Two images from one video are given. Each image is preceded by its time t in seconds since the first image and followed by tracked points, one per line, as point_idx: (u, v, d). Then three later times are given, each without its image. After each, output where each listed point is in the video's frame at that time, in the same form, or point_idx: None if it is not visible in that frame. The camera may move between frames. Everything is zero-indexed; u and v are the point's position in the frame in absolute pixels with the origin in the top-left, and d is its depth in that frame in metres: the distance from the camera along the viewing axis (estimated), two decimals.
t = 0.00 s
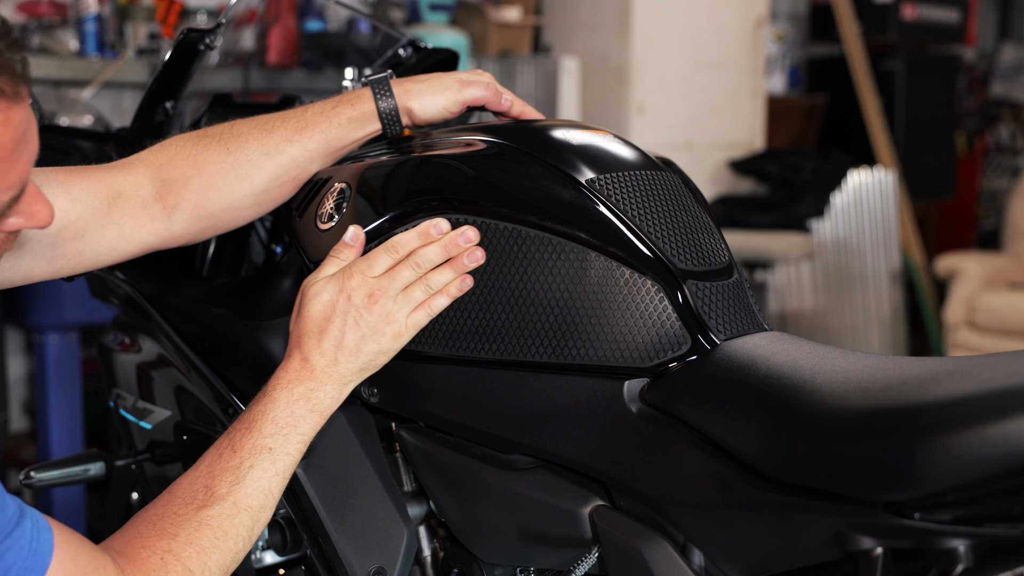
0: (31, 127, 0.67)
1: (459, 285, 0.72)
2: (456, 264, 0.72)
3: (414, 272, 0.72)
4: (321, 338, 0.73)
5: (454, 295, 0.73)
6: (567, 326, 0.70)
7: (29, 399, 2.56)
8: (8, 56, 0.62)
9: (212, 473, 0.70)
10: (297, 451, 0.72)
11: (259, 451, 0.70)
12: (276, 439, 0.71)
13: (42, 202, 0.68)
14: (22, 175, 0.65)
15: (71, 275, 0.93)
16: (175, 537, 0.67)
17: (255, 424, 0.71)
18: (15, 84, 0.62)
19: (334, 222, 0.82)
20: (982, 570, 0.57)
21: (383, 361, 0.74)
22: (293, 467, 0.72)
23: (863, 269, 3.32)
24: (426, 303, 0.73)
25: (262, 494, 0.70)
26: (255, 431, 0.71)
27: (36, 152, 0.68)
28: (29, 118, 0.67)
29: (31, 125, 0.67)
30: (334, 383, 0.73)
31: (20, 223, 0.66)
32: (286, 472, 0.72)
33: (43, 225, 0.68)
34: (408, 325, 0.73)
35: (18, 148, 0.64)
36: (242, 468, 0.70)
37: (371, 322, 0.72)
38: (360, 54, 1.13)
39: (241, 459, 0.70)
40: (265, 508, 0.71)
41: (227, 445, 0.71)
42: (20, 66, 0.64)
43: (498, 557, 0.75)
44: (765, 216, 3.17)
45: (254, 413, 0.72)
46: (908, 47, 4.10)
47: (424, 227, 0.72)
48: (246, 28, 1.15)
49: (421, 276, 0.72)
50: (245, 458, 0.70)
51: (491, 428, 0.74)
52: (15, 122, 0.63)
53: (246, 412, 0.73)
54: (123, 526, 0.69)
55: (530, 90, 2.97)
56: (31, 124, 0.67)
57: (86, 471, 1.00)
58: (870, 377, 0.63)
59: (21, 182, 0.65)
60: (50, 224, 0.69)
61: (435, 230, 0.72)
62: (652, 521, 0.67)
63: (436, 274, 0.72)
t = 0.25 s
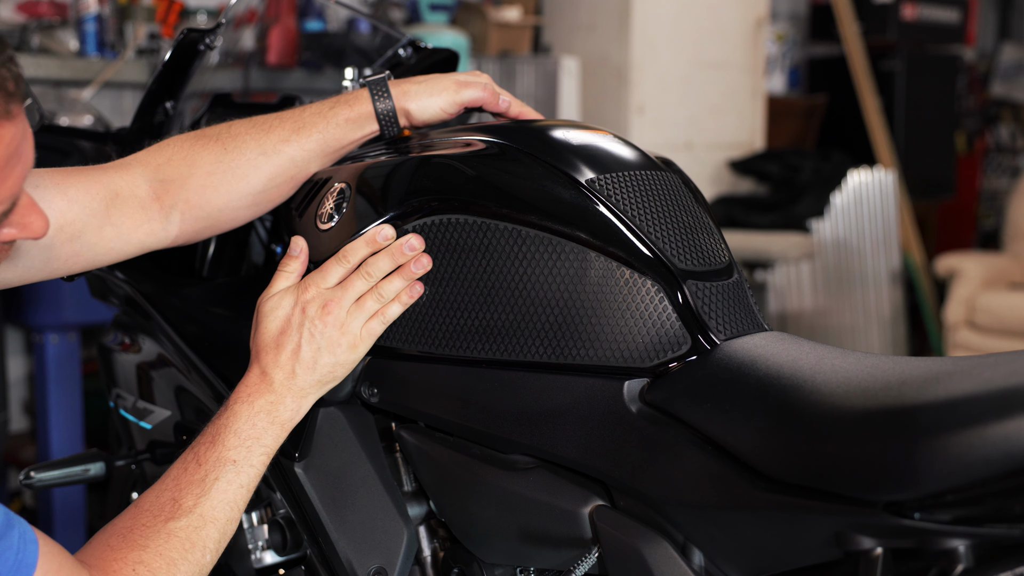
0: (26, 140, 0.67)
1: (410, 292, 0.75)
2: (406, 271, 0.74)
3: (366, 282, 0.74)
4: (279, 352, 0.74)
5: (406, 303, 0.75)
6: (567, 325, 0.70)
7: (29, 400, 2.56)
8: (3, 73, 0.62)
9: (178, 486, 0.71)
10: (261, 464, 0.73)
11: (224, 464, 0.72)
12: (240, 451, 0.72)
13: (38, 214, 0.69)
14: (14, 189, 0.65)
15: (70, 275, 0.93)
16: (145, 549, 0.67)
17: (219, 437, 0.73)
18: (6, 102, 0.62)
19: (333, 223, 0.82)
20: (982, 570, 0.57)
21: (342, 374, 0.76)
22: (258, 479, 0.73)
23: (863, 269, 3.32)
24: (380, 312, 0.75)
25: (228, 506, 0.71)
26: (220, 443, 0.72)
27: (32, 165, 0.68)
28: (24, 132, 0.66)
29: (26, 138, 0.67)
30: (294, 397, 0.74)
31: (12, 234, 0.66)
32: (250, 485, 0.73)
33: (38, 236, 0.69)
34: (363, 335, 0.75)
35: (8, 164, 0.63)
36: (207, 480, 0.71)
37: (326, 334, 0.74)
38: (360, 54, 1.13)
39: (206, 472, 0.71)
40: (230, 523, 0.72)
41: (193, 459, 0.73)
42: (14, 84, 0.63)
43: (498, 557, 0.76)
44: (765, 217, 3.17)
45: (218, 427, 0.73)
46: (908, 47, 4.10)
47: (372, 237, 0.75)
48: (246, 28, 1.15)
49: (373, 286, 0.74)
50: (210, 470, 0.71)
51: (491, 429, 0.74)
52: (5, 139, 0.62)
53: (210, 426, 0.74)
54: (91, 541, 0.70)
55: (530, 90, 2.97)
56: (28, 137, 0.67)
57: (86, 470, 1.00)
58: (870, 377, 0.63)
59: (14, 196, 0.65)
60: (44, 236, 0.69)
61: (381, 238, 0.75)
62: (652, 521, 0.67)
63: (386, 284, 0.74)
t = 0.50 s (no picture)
0: (13, 134, 0.66)
1: (368, 335, 0.77)
2: (364, 313, 0.76)
3: (328, 324, 0.76)
4: (243, 394, 0.76)
5: (365, 347, 0.77)
6: (566, 326, 0.70)
7: (29, 400, 2.56)
8: None
9: (140, 521, 0.73)
10: (222, 502, 0.75)
11: (186, 500, 0.74)
12: (202, 489, 0.74)
13: (33, 210, 0.68)
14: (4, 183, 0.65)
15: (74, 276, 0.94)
16: None
17: (182, 475, 0.74)
18: None
19: (334, 222, 0.82)
20: (982, 570, 0.57)
21: (305, 419, 0.77)
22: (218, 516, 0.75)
23: (863, 268, 3.32)
24: (341, 355, 0.77)
25: (189, 542, 0.73)
26: (184, 481, 0.74)
27: (23, 160, 0.68)
28: (12, 126, 0.66)
29: (15, 133, 0.67)
30: (256, 438, 0.76)
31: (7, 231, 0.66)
32: (211, 522, 0.74)
33: (33, 232, 0.69)
34: (325, 379, 0.77)
35: None
36: (169, 515, 0.73)
37: (290, 377, 0.76)
38: (360, 54, 1.13)
39: (168, 508, 0.73)
40: (190, 558, 0.73)
41: (156, 495, 0.75)
42: None
43: (498, 557, 0.76)
44: (765, 217, 3.17)
45: (182, 465, 0.75)
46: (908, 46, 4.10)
47: (335, 281, 0.77)
48: (246, 28, 1.15)
49: (335, 328, 0.76)
50: (172, 506, 0.73)
51: (490, 429, 0.74)
52: None
53: (175, 463, 0.76)
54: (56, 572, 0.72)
55: (529, 91, 2.97)
56: (16, 131, 0.67)
57: (86, 470, 0.99)
58: (870, 377, 0.63)
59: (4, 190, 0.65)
60: (41, 231, 0.69)
61: (343, 283, 0.78)
62: (652, 521, 0.67)
63: (347, 326, 0.76)
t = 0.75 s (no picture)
0: (18, 133, 0.66)
1: (397, 323, 0.74)
2: (391, 295, 0.74)
3: (355, 303, 0.74)
4: (264, 362, 0.75)
5: (393, 334, 0.74)
6: (566, 325, 0.70)
7: (29, 400, 2.56)
8: None
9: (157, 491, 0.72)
10: (238, 472, 0.74)
11: (201, 472, 0.72)
12: (218, 461, 0.73)
13: (41, 212, 0.68)
14: (8, 184, 0.64)
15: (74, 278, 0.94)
16: (126, 552, 0.68)
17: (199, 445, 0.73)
18: None
19: (334, 222, 0.82)
20: (982, 570, 0.57)
21: (325, 395, 0.76)
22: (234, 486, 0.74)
23: (863, 268, 3.32)
24: (366, 337, 0.75)
25: (203, 512, 0.72)
26: (200, 452, 0.73)
27: (29, 160, 0.67)
28: (15, 124, 0.65)
29: (18, 132, 0.66)
30: (274, 409, 0.74)
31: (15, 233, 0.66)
32: (227, 492, 0.73)
33: (43, 234, 0.68)
34: (347, 357, 0.75)
35: None
36: (185, 488, 0.72)
37: (312, 350, 0.74)
38: (360, 54, 1.13)
39: (185, 480, 0.72)
40: (203, 529, 0.72)
41: (173, 463, 0.74)
42: None
43: (498, 557, 0.76)
44: (765, 216, 3.17)
45: (200, 434, 0.74)
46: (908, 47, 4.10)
47: (364, 261, 0.74)
48: (246, 28, 1.15)
49: (362, 307, 0.74)
50: (189, 478, 0.72)
51: (491, 429, 0.74)
52: None
53: (193, 430, 0.75)
54: (71, 539, 0.71)
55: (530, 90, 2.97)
56: (21, 131, 0.66)
57: (86, 470, 0.99)
58: (870, 377, 0.63)
59: (9, 190, 0.64)
60: (51, 234, 0.68)
61: (374, 263, 0.74)
62: (651, 520, 0.67)
63: (373, 308, 0.74)
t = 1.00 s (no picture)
0: None
1: (574, 330, 0.67)
2: (570, 289, 0.68)
3: (532, 292, 0.68)
4: (423, 342, 0.69)
5: (567, 339, 0.67)
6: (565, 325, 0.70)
7: (29, 400, 2.56)
8: None
9: (279, 462, 0.69)
10: (370, 460, 0.69)
11: (330, 451, 0.68)
12: (349, 442, 0.68)
13: (14, 198, 0.65)
14: None
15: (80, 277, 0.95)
16: (226, 522, 0.67)
17: (333, 421, 0.69)
18: None
19: (335, 221, 0.82)
20: (983, 571, 0.57)
21: (480, 391, 0.70)
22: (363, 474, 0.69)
23: (863, 269, 3.32)
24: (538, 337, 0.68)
25: (325, 495, 0.68)
26: (331, 428, 0.69)
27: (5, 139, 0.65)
28: None
29: None
30: (419, 395, 0.69)
31: None
32: (355, 479, 0.69)
33: (14, 221, 0.64)
34: (511, 353, 0.69)
35: None
36: (308, 464, 0.68)
37: (476, 336, 0.69)
38: (360, 54, 1.13)
39: (309, 455, 0.68)
40: (324, 513, 0.68)
41: (302, 434, 0.70)
42: None
43: (498, 557, 0.76)
44: (765, 216, 3.17)
45: (336, 410, 0.70)
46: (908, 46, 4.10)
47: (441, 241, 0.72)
48: (246, 28, 1.14)
49: (538, 298, 0.69)
50: (313, 454, 0.68)
51: (491, 429, 0.74)
52: None
53: (331, 405, 0.71)
54: (192, 496, 0.71)
55: (529, 90, 2.97)
56: None
57: (86, 470, 1.00)
58: (870, 377, 0.63)
59: None
60: (21, 221, 0.65)
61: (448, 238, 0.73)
62: (652, 520, 0.67)
63: (550, 300, 0.68)
